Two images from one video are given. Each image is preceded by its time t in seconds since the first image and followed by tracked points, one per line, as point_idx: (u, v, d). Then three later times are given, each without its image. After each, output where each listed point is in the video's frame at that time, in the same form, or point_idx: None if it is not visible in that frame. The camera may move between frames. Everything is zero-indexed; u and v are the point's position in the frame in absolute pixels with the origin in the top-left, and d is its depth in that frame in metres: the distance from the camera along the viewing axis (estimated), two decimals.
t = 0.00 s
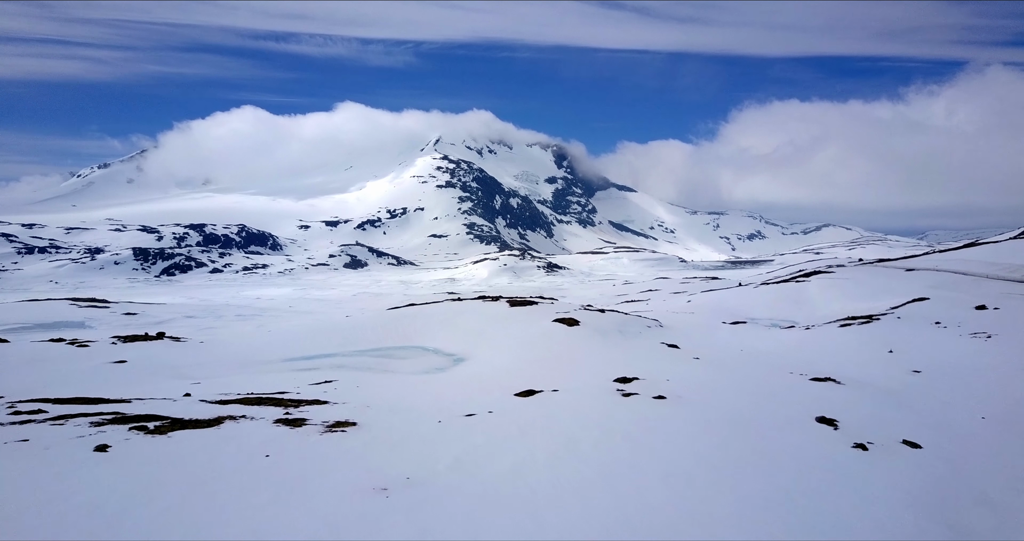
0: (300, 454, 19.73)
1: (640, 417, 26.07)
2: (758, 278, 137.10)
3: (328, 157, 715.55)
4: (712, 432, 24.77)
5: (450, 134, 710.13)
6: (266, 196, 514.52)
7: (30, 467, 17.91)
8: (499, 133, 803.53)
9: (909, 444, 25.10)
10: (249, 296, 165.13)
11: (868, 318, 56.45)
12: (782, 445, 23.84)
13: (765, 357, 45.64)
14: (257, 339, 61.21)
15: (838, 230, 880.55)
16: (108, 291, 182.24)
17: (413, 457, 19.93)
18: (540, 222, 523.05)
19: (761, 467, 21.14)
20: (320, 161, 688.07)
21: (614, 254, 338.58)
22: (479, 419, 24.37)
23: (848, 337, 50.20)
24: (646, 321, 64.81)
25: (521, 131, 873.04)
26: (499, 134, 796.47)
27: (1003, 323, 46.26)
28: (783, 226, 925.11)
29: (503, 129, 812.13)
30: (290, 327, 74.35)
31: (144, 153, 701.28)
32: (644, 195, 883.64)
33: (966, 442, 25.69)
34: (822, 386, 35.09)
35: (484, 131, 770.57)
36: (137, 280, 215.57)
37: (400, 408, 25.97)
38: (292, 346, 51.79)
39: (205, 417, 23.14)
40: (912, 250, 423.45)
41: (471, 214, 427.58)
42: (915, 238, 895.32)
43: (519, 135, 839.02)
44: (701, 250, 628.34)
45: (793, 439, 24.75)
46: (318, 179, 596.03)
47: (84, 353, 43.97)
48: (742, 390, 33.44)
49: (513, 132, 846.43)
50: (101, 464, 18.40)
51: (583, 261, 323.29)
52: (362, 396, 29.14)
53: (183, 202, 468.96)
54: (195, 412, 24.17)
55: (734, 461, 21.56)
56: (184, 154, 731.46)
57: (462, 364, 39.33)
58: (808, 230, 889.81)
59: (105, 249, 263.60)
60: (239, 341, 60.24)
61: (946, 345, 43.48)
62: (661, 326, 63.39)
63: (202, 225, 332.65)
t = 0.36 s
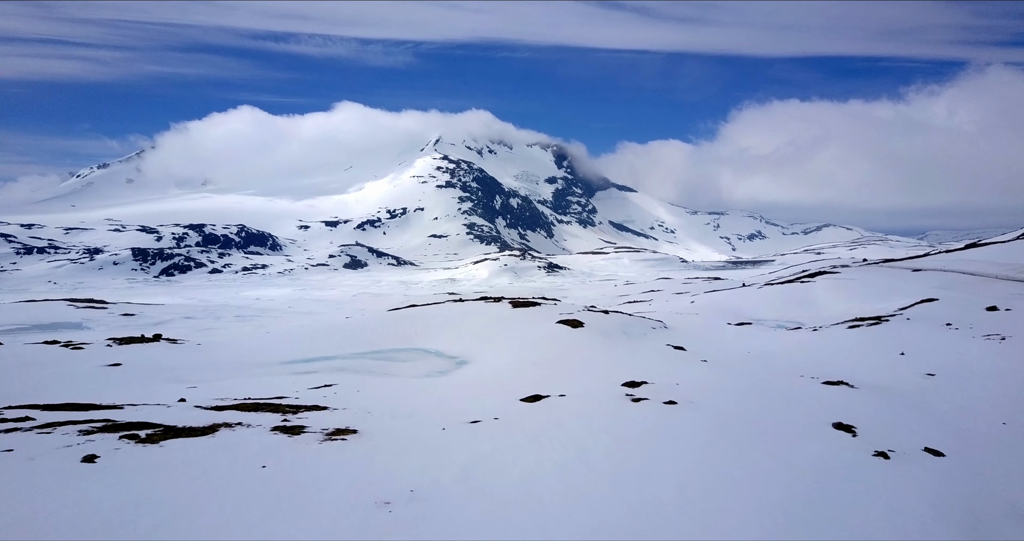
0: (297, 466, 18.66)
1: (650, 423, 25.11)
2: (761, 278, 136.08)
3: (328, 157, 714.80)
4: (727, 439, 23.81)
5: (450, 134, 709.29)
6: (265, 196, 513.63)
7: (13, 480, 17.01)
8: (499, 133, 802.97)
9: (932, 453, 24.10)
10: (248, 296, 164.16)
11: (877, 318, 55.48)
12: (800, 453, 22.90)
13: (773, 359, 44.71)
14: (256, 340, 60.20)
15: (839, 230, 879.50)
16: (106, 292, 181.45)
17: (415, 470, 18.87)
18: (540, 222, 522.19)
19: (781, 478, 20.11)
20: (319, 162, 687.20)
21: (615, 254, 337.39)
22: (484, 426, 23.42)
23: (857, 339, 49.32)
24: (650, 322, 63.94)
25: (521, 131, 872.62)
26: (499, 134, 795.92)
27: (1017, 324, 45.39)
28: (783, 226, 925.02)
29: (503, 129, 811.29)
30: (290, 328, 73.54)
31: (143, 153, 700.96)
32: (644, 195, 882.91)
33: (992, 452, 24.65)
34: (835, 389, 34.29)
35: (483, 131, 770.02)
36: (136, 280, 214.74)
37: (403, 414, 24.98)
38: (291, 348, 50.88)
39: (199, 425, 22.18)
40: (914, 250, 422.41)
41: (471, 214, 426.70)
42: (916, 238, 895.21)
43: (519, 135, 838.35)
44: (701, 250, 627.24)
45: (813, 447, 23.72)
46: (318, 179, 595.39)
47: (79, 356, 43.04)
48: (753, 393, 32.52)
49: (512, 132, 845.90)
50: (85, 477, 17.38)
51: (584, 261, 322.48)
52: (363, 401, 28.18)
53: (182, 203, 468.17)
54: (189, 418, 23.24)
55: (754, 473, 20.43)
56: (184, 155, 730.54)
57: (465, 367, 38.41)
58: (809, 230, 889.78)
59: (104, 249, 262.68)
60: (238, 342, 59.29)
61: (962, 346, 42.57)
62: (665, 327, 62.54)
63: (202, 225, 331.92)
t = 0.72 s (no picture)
0: (294, 476, 17.70)
1: (662, 430, 24.03)
2: (763, 278, 135.19)
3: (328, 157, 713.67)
4: (742, 446, 22.74)
5: (450, 134, 708.31)
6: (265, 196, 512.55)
7: None
8: (499, 133, 801.92)
9: (958, 459, 23.11)
10: (247, 297, 163.12)
11: (887, 319, 54.55)
12: (821, 461, 21.81)
13: (783, 362, 43.86)
14: (254, 341, 59.21)
15: (839, 230, 878.92)
16: (105, 292, 180.45)
17: (417, 480, 17.85)
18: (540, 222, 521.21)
19: (803, 488, 18.97)
20: (319, 161, 686.04)
21: (616, 254, 336.53)
22: (489, 434, 22.37)
23: (868, 340, 48.42)
24: (655, 323, 62.97)
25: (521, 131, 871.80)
26: (499, 134, 794.96)
27: None
28: (784, 226, 924.10)
29: (503, 129, 809.86)
30: (289, 329, 72.55)
31: (143, 153, 699.46)
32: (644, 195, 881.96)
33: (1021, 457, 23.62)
34: (849, 393, 33.37)
35: (484, 131, 769.09)
36: (135, 280, 213.77)
37: (405, 421, 24.03)
38: (290, 349, 49.85)
39: (193, 433, 21.19)
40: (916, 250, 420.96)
41: (471, 214, 425.76)
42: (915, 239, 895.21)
43: (519, 135, 837.60)
44: (702, 250, 626.22)
45: (833, 454, 22.71)
46: (318, 179, 593.68)
47: (72, 359, 41.99)
48: (765, 397, 31.63)
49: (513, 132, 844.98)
50: (70, 490, 16.38)
51: (585, 261, 321.57)
52: (363, 406, 27.26)
53: (181, 202, 466.93)
54: (184, 426, 22.30)
55: (775, 482, 19.43)
56: (184, 154, 729.35)
57: (469, 370, 37.43)
58: (809, 230, 889.45)
59: (103, 249, 261.55)
60: (237, 343, 58.36)
61: (976, 348, 41.67)
62: (670, 328, 61.58)
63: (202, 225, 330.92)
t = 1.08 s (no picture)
0: (295, 488, 16.87)
1: (679, 438, 23.57)
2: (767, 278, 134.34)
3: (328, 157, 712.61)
4: (763, 457, 22.20)
5: (450, 134, 707.42)
6: (264, 196, 511.47)
7: None
8: (499, 133, 801.25)
9: (984, 470, 22.45)
10: (247, 297, 162.13)
11: (897, 320, 53.78)
12: (842, 472, 21.36)
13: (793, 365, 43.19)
14: (253, 342, 58.21)
15: (839, 230, 878.30)
16: (103, 292, 179.44)
17: (425, 494, 17.04)
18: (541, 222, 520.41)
19: (829, 503, 18.41)
20: (319, 161, 685.04)
21: (617, 254, 335.92)
22: (498, 442, 21.66)
23: (878, 343, 47.69)
24: (660, 324, 62.09)
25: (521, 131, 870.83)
26: (499, 134, 794.21)
27: None
28: (785, 226, 923.44)
29: (503, 129, 809.01)
30: (289, 330, 71.63)
31: (142, 153, 698.08)
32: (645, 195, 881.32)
33: None
34: (864, 398, 32.80)
35: (484, 131, 768.35)
36: (134, 280, 212.68)
37: (410, 428, 23.25)
38: (289, 352, 48.83)
39: (186, 440, 20.27)
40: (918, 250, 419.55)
41: (472, 214, 424.95)
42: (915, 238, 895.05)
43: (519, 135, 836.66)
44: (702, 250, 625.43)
45: (856, 465, 22.00)
46: (318, 179, 592.83)
47: (66, 361, 41.08)
48: (780, 404, 30.95)
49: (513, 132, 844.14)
50: (56, 503, 15.51)
51: (585, 261, 320.75)
52: (365, 412, 26.35)
53: (181, 202, 465.64)
54: (177, 433, 21.30)
55: (800, 496, 18.70)
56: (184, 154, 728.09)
57: (473, 373, 36.59)
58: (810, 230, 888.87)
59: (102, 249, 260.46)
60: (235, 345, 57.39)
61: (989, 351, 41.04)
62: (675, 329, 60.70)
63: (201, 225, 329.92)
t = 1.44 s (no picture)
0: (292, 504, 15.89)
1: (696, 446, 22.65)
2: (770, 278, 133.64)
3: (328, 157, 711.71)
4: (784, 465, 21.26)
5: (450, 134, 706.91)
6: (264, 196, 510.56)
7: None
8: (500, 133, 800.75)
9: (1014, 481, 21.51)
10: (246, 297, 161.19)
11: (908, 322, 52.83)
12: (868, 481, 20.38)
13: (805, 369, 42.30)
14: (252, 344, 57.38)
15: (840, 230, 877.74)
16: (102, 292, 178.52)
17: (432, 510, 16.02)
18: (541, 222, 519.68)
19: (858, 515, 17.47)
20: (319, 161, 684.15)
21: (618, 254, 335.37)
22: (507, 452, 20.70)
23: (891, 346, 46.78)
24: (666, 325, 61.09)
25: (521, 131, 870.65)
26: (499, 134, 793.91)
27: None
28: (785, 226, 922.92)
29: (503, 129, 808.38)
30: (289, 331, 70.69)
31: (142, 153, 697.25)
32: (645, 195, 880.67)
33: None
34: (880, 402, 32.00)
35: (484, 131, 767.94)
36: (133, 280, 211.71)
37: (415, 437, 22.28)
38: (289, 354, 47.86)
39: (179, 450, 19.30)
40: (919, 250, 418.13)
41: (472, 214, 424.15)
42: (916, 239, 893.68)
43: (519, 135, 836.19)
44: (703, 250, 624.58)
45: (880, 475, 20.98)
46: (318, 179, 591.76)
47: (59, 365, 40.07)
48: (794, 409, 30.16)
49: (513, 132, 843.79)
50: (36, 518, 14.51)
51: (586, 261, 319.81)
52: (368, 419, 25.42)
53: (180, 202, 464.70)
54: (170, 442, 20.32)
55: (829, 509, 17.66)
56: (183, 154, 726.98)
57: (477, 377, 35.63)
58: (811, 230, 888.90)
59: (101, 250, 259.50)
60: (234, 347, 56.49)
61: (1006, 355, 40.18)
62: (681, 331, 59.72)
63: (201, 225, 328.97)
